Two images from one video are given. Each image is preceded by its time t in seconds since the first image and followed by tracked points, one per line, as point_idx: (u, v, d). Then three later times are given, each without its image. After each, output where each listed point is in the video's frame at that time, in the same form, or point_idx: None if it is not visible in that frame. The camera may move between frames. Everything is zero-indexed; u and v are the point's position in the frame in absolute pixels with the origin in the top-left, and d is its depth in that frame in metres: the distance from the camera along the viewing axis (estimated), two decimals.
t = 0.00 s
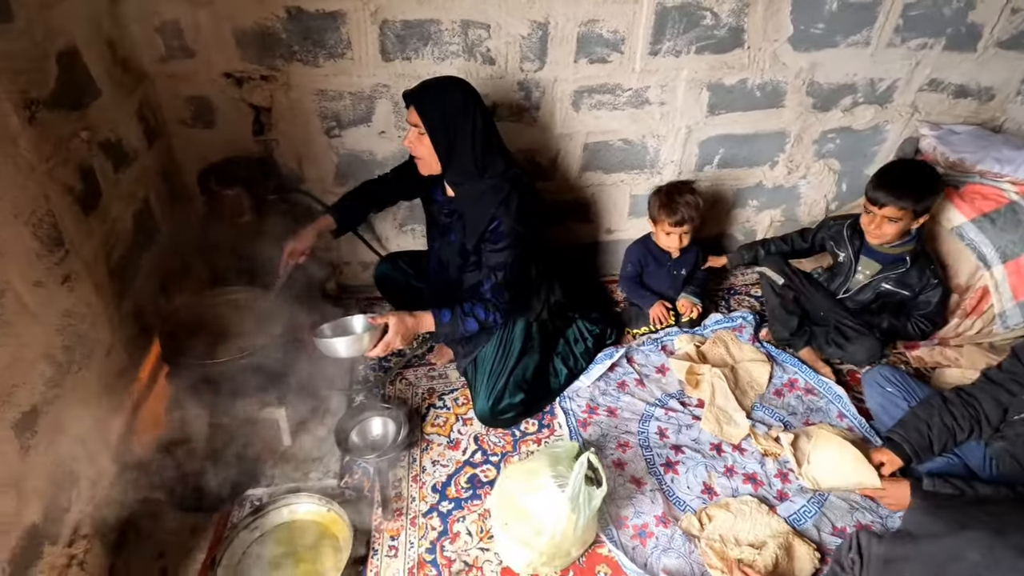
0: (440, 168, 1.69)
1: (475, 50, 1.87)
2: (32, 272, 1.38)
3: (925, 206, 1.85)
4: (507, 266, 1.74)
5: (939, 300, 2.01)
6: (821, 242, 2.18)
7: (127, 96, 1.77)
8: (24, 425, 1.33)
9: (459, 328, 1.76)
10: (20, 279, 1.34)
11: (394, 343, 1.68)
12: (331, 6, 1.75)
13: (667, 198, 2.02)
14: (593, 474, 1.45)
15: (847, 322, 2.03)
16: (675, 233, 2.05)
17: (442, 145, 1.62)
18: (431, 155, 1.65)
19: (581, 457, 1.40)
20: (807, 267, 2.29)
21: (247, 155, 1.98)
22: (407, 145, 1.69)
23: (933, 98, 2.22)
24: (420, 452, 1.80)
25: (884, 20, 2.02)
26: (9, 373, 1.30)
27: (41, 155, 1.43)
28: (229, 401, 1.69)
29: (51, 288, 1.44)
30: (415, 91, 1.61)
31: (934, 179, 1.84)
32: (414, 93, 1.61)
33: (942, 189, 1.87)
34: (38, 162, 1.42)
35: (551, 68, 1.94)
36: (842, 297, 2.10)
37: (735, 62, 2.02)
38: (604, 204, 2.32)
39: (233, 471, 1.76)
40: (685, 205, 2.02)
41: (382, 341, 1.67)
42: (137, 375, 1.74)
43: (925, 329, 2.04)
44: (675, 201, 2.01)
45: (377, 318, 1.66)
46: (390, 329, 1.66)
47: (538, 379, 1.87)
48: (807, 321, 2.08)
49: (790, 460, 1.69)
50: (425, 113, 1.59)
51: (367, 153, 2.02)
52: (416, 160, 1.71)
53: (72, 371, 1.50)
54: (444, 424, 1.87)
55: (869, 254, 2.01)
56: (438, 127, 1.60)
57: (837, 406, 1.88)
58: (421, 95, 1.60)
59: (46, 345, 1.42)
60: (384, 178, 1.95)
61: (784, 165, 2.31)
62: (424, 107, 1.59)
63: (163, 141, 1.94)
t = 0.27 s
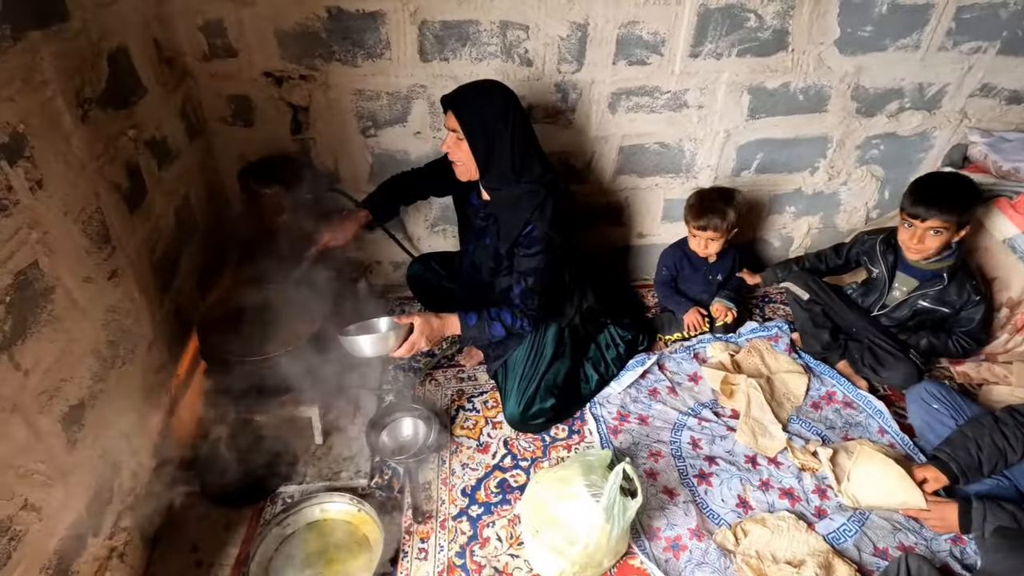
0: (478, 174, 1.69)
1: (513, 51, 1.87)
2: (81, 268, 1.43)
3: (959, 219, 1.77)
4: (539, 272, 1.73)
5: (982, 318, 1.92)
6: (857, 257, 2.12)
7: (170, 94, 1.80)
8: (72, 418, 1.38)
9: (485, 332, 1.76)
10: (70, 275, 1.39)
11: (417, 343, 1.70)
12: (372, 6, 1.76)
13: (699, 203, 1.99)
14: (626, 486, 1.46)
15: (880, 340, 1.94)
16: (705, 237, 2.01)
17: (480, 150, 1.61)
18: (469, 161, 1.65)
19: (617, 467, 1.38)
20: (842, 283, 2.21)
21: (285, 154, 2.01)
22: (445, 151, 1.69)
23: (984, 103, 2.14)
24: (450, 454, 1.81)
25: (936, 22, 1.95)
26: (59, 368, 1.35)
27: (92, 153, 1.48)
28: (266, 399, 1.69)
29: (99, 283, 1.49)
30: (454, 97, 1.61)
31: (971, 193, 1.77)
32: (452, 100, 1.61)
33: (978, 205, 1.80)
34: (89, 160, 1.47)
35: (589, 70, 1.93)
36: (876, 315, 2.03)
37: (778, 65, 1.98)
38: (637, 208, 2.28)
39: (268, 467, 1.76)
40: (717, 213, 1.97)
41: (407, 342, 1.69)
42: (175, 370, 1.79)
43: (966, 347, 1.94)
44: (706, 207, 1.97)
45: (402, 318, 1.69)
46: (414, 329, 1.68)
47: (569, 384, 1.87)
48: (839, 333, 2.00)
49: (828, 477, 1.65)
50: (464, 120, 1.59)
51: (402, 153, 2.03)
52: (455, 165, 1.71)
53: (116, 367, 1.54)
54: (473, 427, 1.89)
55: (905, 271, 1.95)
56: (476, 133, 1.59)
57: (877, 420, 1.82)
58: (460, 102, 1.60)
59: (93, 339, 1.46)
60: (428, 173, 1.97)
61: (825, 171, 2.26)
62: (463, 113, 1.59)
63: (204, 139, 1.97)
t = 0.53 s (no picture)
0: (509, 180, 1.65)
1: (548, 49, 1.83)
2: (115, 266, 1.45)
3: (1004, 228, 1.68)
4: (569, 276, 1.69)
5: None
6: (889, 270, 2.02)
7: (203, 91, 1.80)
8: (104, 415, 1.39)
9: (505, 337, 1.68)
10: (104, 272, 1.42)
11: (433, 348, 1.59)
12: (406, 3, 1.74)
13: (737, 207, 1.94)
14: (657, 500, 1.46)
15: (913, 358, 1.83)
16: (745, 243, 1.94)
17: (512, 156, 1.57)
18: (501, 166, 1.61)
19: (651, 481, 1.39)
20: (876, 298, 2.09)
21: (315, 152, 2.00)
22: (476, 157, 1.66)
23: None
24: (475, 458, 1.80)
25: (993, 22, 1.86)
26: (92, 366, 1.37)
27: (127, 149, 1.51)
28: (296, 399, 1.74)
29: (132, 282, 1.51)
30: (486, 101, 1.58)
31: (1016, 201, 1.68)
32: (484, 103, 1.58)
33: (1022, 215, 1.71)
34: (124, 156, 1.50)
35: (625, 69, 1.88)
36: (909, 332, 1.93)
37: (823, 66, 1.90)
38: (670, 210, 2.23)
39: (298, 469, 1.70)
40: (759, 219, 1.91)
41: (422, 346, 1.58)
42: (204, 368, 1.79)
43: (1008, 365, 1.81)
44: (748, 212, 1.91)
45: (417, 320, 1.58)
46: (430, 332, 1.57)
47: (597, 391, 1.83)
48: (870, 347, 1.91)
49: (868, 496, 1.58)
50: (497, 123, 1.55)
51: (432, 152, 2.00)
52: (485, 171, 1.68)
53: (147, 364, 1.55)
54: (498, 431, 1.87)
55: (938, 285, 1.86)
56: (509, 136, 1.56)
57: (920, 438, 1.74)
58: (492, 106, 1.57)
59: (125, 336, 1.48)
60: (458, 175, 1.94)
61: (868, 176, 2.17)
62: (495, 117, 1.55)
63: (236, 136, 1.97)
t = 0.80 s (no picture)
0: (535, 188, 1.62)
1: (581, 47, 1.78)
2: (139, 265, 1.45)
3: None
4: (590, 292, 1.65)
5: None
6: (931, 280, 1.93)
7: (231, 87, 1.78)
8: (125, 417, 1.39)
9: (520, 350, 1.65)
10: (129, 272, 1.41)
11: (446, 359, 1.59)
12: None
13: (780, 214, 1.85)
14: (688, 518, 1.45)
15: (959, 375, 1.74)
16: (786, 251, 1.86)
17: (538, 165, 1.54)
18: (527, 174, 1.57)
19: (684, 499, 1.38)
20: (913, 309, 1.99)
21: (341, 149, 1.97)
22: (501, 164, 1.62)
23: None
24: (498, 466, 1.76)
25: None
26: (114, 367, 1.36)
27: (154, 146, 1.50)
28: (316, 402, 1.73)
29: (157, 280, 1.51)
30: (513, 106, 1.54)
31: None
32: (511, 109, 1.54)
33: None
34: (151, 154, 1.49)
35: (660, 67, 1.82)
36: (954, 347, 1.82)
37: (869, 66, 1.81)
38: (702, 214, 2.15)
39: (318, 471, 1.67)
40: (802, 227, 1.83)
41: (435, 357, 1.59)
42: (226, 366, 1.78)
43: None
44: (792, 218, 1.83)
45: (431, 332, 1.58)
46: (444, 343, 1.58)
47: (624, 402, 1.78)
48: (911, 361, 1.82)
49: (911, 520, 1.50)
50: (523, 131, 1.51)
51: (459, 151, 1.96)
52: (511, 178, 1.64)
53: (170, 364, 1.55)
54: (522, 439, 1.82)
55: (983, 300, 1.77)
56: (536, 145, 1.52)
57: (965, 459, 1.65)
58: (519, 111, 1.52)
59: (148, 336, 1.47)
60: (476, 179, 1.89)
61: (913, 182, 2.07)
62: (521, 124, 1.51)
63: (262, 132, 1.94)
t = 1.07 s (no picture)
0: (557, 192, 1.58)
1: (611, 43, 1.73)
2: (156, 264, 1.42)
3: None
4: (609, 301, 1.59)
5: None
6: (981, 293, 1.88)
7: (252, 82, 1.74)
8: (140, 419, 1.37)
9: (528, 358, 1.60)
10: (145, 271, 1.38)
11: (451, 364, 1.56)
12: None
13: (813, 219, 1.77)
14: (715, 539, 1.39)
15: (1004, 395, 1.67)
16: (816, 258, 1.78)
17: (564, 167, 1.50)
18: (551, 175, 1.53)
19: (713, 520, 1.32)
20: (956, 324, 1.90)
21: (361, 147, 1.93)
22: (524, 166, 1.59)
23: None
24: (516, 475, 1.71)
25: None
26: (129, 369, 1.34)
27: (173, 142, 1.47)
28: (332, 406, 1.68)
29: (174, 279, 1.48)
30: (539, 104, 1.51)
31: None
32: (537, 108, 1.50)
33: None
34: (169, 150, 1.46)
35: (693, 66, 1.76)
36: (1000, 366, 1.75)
37: (915, 65, 1.73)
38: (732, 218, 2.07)
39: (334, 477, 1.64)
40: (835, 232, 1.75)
41: (438, 361, 1.56)
42: (242, 367, 1.75)
43: None
44: (825, 223, 1.75)
45: (437, 336, 1.55)
46: (448, 348, 1.55)
47: (647, 413, 1.72)
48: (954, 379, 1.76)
49: (952, 548, 1.42)
50: (550, 131, 1.47)
51: (482, 150, 1.91)
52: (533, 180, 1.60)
53: (186, 365, 1.52)
54: (541, 447, 1.77)
55: None
56: (563, 149, 1.48)
57: (1010, 484, 1.56)
58: (545, 110, 1.49)
59: (164, 337, 1.44)
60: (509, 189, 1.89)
61: (957, 188, 1.97)
62: (548, 125, 1.48)
63: (282, 128, 1.91)
